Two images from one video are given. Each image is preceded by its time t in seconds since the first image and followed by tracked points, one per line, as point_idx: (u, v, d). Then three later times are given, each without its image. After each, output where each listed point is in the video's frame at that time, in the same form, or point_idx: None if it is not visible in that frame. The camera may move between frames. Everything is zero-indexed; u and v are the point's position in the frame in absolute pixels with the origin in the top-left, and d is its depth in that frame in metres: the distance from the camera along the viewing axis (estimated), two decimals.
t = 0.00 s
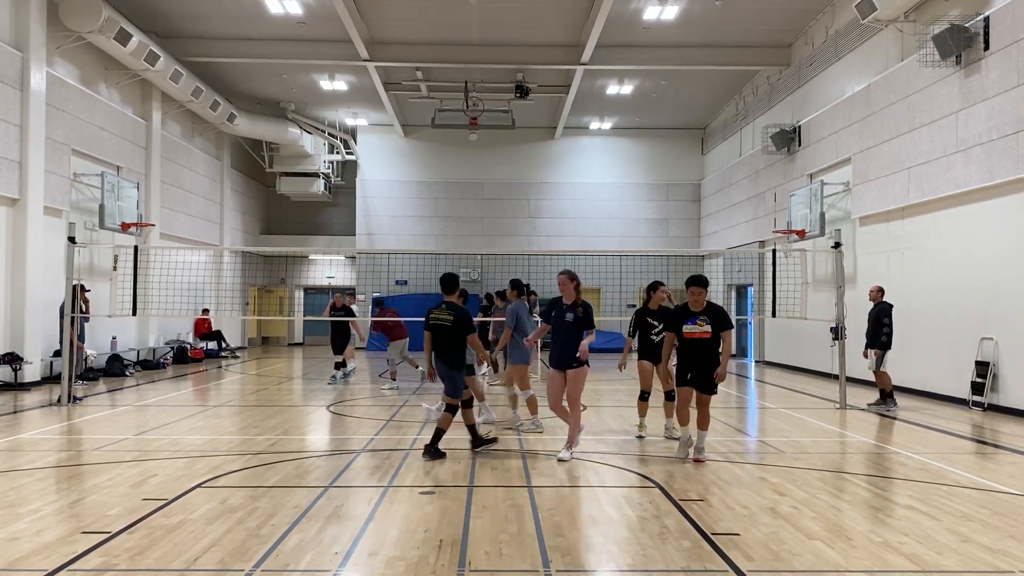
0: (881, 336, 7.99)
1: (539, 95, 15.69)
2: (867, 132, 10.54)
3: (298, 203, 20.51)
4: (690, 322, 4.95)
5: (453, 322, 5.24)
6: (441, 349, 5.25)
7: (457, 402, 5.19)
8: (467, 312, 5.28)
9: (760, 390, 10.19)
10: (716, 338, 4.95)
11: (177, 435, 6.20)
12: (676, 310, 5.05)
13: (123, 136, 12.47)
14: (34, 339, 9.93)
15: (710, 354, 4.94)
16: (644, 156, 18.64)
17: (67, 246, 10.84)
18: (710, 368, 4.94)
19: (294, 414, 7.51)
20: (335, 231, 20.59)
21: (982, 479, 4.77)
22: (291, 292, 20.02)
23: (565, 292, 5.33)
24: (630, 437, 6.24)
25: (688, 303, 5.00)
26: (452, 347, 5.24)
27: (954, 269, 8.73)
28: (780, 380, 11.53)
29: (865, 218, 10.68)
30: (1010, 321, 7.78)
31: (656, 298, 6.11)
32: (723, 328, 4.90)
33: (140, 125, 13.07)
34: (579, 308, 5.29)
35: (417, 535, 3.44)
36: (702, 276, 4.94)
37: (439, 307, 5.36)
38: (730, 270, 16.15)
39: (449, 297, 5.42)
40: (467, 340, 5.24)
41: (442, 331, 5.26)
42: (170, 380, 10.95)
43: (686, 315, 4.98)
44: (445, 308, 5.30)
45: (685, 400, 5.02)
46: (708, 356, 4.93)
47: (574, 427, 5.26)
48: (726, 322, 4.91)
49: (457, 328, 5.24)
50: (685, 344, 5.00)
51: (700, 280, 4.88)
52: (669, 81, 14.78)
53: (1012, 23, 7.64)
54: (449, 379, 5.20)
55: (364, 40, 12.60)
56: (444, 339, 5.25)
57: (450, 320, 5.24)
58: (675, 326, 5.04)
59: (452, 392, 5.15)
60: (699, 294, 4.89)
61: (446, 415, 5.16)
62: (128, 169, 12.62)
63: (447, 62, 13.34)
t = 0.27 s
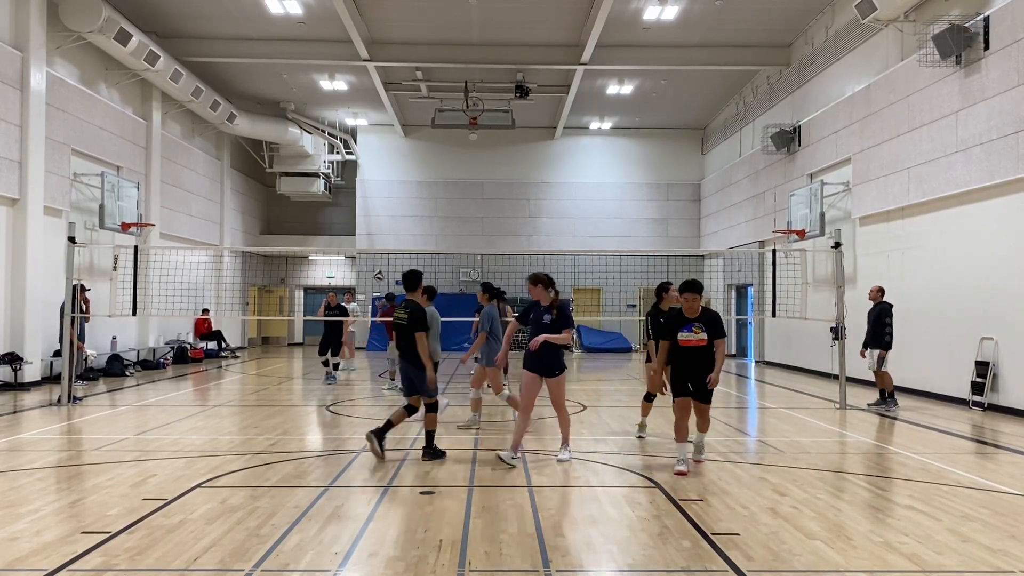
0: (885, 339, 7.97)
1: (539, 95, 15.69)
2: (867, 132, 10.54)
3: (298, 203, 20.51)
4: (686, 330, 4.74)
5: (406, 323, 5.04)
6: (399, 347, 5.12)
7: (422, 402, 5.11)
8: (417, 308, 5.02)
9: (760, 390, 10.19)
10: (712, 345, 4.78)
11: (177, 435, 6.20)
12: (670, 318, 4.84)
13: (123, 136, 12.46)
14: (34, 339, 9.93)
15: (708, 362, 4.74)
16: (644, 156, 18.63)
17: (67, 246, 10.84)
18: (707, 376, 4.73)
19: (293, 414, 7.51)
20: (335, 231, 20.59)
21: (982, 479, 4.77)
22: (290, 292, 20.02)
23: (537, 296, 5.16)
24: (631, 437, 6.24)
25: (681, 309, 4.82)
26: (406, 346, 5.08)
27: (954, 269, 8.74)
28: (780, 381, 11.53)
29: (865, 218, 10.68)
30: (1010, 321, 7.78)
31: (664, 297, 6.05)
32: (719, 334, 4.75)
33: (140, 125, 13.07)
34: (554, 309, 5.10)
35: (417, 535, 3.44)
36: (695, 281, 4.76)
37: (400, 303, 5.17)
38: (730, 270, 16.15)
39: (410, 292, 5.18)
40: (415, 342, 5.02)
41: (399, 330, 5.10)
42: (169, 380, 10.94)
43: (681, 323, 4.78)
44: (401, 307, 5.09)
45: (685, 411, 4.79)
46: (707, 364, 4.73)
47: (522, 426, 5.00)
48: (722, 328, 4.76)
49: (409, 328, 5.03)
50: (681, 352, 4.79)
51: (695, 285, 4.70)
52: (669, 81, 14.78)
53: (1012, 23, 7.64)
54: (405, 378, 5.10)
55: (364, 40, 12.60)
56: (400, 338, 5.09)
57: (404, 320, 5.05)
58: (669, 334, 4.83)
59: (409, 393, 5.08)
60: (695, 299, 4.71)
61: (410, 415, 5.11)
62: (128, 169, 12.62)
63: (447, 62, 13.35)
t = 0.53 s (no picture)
0: (887, 337, 8.01)
1: (539, 95, 15.70)
2: (867, 132, 10.54)
3: (298, 203, 20.52)
4: (684, 324, 4.58)
5: (355, 320, 4.84)
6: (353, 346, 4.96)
7: (364, 403, 4.82)
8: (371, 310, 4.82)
9: (760, 391, 10.19)
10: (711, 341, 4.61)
11: (177, 435, 6.20)
12: (668, 312, 4.67)
13: (123, 136, 12.47)
14: (34, 339, 9.93)
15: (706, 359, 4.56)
16: (644, 156, 18.64)
17: (67, 246, 10.84)
18: (706, 373, 4.54)
19: (293, 414, 7.51)
20: (335, 231, 20.59)
21: (982, 478, 4.77)
22: (290, 292, 20.02)
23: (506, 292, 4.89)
24: (630, 437, 6.24)
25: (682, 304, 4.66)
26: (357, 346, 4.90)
27: (954, 269, 8.74)
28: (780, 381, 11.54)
29: (865, 218, 10.69)
30: (1010, 321, 7.78)
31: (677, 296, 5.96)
32: (720, 330, 4.57)
33: (140, 125, 13.07)
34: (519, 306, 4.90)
35: (417, 535, 3.44)
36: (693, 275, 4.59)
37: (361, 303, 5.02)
38: (730, 270, 16.15)
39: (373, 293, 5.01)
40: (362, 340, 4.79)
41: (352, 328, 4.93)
42: (169, 380, 10.95)
43: (680, 317, 4.61)
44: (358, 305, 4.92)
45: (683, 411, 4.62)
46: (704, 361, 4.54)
47: (511, 434, 4.89)
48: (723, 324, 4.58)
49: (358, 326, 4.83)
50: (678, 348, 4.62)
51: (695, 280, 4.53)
52: (669, 81, 14.78)
53: (1012, 23, 7.64)
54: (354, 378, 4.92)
55: (364, 40, 12.60)
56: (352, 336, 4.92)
57: (354, 318, 4.85)
58: (666, 330, 4.66)
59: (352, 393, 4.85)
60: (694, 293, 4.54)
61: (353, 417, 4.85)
62: (128, 169, 12.62)
63: (447, 62, 13.35)
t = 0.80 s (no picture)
0: (890, 337, 7.99)
1: (539, 95, 15.70)
2: (867, 131, 10.54)
3: (298, 203, 20.52)
4: (691, 333, 4.30)
5: (321, 322, 4.69)
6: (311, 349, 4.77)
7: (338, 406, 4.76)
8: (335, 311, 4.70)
9: (760, 391, 10.19)
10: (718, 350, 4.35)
11: (178, 435, 6.21)
12: (672, 319, 4.37)
13: (123, 136, 12.47)
14: (34, 339, 9.93)
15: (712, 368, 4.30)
16: (644, 155, 18.64)
17: (67, 246, 10.84)
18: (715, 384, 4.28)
19: (292, 414, 7.50)
20: (335, 231, 20.60)
21: (982, 479, 4.77)
22: (291, 292, 20.02)
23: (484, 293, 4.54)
24: (630, 437, 6.25)
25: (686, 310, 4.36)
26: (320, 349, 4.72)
27: (954, 269, 8.74)
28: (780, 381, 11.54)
29: (865, 218, 10.69)
30: (1010, 321, 7.78)
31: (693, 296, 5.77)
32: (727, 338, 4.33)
33: (140, 125, 13.07)
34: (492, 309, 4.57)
35: (417, 535, 3.44)
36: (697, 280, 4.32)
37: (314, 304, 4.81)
38: (730, 270, 16.15)
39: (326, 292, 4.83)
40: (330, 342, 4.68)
41: (313, 330, 4.73)
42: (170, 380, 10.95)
43: (686, 325, 4.33)
44: (315, 305, 4.72)
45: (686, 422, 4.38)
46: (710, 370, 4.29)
47: (482, 442, 4.42)
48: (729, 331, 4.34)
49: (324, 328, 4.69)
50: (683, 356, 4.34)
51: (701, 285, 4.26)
52: (669, 81, 14.78)
53: (1012, 23, 7.64)
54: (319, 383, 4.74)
55: (364, 40, 12.60)
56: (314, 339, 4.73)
57: (319, 319, 4.69)
58: (670, 337, 4.37)
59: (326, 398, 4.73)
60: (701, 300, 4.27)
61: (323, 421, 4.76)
62: (128, 169, 12.62)
63: (447, 62, 13.35)
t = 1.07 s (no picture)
0: (894, 341, 8.00)
1: (539, 95, 15.70)
2: (867, 132, 10.54)
3: (298, 203, 20.52)
4: (689, 328, 4.08)
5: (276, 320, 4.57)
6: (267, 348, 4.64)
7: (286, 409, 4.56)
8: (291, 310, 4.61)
9: (759, 391, 10.19)
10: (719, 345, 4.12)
11: (178, 435, 6.20)
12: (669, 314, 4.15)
13: (123, 136, 12.46)
14: (34, 339, 9.92)
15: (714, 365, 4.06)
16: (644, 155, 18.64)
17: (66, 246, 10.83)
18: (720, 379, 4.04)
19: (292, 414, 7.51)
20: (335, 231, 20.60)
21: (982, 479, 4.77)
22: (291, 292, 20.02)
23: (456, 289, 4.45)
24: (630, 437, 6.25)
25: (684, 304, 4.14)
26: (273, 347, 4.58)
27: (953, 269, 8.75)
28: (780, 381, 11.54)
29: (865, 218, 10.69)
30: (1010, 321, 7.78)
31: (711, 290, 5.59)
32: (728, 332, 4.12)
33: (140, 125, 13.07)
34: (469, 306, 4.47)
35: (417, 535, 3.44)
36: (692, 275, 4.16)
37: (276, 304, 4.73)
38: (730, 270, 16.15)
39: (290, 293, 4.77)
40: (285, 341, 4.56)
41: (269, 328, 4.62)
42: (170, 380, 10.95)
43: (684, 319, 4.11)
44: (272, 304, 4.63)
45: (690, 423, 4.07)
46: (712, 367, 4.05)
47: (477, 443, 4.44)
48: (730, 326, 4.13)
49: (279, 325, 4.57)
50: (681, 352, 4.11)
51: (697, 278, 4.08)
52: (669, 81, 14.79)
53: (1012, 23, 7.64)
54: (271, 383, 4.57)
55: (364, 40, 12.60)
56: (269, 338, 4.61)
57: (274, 317, 4.59)
58: (669, 333, 4.14)
59: (273, 400, 4.52)
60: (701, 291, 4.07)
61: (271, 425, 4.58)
62: (128, 169, 12.62)
63: (447, 62, 13.35)
